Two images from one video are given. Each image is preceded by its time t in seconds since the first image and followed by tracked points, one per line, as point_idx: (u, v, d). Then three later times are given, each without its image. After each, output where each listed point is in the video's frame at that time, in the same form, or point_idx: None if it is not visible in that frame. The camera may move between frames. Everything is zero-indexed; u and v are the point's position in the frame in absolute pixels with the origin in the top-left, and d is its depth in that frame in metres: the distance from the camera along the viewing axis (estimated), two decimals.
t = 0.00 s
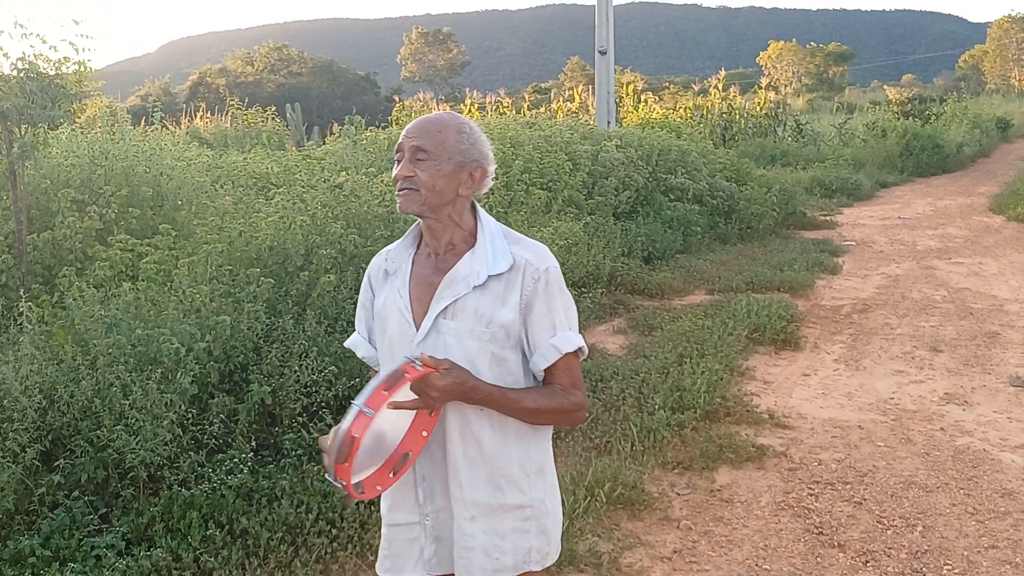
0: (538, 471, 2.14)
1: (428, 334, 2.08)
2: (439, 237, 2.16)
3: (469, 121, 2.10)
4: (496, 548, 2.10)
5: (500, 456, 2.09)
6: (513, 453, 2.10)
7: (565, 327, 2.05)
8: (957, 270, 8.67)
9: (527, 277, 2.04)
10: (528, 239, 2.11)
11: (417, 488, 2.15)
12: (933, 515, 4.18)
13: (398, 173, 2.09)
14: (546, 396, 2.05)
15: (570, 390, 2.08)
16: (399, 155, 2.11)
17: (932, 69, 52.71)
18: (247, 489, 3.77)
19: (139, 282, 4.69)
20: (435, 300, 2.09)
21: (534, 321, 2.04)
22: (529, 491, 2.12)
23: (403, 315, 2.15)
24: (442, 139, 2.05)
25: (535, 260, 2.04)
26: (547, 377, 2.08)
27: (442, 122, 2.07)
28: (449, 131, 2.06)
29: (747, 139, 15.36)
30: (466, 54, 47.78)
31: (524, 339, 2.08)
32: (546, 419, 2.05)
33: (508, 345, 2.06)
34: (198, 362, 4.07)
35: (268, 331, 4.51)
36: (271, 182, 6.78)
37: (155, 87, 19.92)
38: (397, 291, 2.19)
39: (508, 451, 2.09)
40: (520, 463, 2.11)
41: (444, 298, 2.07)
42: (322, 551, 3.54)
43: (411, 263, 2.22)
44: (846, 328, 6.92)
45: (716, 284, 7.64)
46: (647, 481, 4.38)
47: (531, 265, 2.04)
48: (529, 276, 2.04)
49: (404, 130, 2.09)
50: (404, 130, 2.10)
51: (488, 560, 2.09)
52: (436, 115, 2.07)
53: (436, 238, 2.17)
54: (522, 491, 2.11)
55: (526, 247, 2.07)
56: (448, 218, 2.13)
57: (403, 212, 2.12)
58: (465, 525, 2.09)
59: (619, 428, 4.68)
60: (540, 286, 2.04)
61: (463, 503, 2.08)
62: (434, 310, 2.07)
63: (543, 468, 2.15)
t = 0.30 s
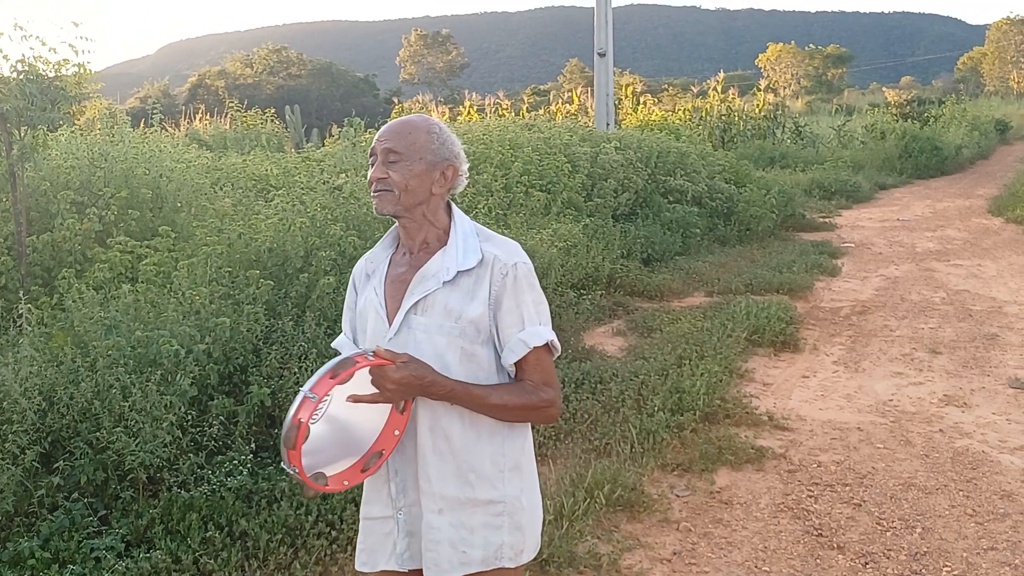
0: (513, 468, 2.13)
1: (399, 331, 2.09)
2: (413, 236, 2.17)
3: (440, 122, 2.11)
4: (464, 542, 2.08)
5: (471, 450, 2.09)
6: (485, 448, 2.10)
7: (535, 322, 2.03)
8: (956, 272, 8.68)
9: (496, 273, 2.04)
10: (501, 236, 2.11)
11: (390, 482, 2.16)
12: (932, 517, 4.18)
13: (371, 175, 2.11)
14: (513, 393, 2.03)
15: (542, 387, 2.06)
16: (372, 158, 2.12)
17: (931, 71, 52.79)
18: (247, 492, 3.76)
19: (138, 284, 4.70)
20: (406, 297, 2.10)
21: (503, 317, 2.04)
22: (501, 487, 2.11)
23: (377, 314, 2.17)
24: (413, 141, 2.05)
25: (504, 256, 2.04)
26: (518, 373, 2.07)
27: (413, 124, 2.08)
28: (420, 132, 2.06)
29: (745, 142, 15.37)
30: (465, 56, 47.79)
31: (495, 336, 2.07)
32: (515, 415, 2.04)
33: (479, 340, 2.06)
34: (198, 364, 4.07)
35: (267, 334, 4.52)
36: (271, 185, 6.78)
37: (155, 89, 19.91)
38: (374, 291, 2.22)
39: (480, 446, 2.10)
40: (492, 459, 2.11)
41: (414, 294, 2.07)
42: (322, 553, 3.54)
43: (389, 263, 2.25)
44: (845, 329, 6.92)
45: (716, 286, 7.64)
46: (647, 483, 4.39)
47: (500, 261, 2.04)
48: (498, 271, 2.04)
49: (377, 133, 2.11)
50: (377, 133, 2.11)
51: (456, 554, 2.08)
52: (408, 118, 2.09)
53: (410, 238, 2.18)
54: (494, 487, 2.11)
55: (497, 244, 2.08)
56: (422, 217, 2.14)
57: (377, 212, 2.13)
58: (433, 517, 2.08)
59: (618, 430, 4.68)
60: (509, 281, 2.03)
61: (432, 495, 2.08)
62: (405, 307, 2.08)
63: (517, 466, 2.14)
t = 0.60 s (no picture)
0: (513, 476, 2.13)
1: (393, 347, 2.08)
2: (407, 249, 2.15)
3: (430, 132, 2.08)
4: (469, 555, 2.09)
5: (469, 463, 2.09)
6: (484, 460, 2.10)
7: (530, 335, 2.03)
8: (956, 271, 8.68)
9: (490, 286, 2.03)
10: (493, 248, 2.10)
11: (385, 497, 2.16)
12: (932, 516, 4.18)
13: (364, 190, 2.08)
14: (510, 405, 2.03)
15: (539, 398, 2.06)
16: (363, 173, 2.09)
17: (931, 71, 52.79)
18: (246, 490, 3.76)
19: (138, 283, 4.69)
20: (399, 313, 2.08)
21: (499, 331, 2.03)
22: (502, 497, 2.11)
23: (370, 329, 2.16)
24: (406, 154, 2.03)
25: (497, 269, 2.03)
26: (514, 385, 2.06)
27: (404, 136, 2.05)
28: (412, 144, 2.04)
29: (745, 141, 15.38)
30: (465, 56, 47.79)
31: (490, 349, 2.06)
32: (514, 427, 2.03)
33: (474, 355, 2.05)
34: (197, 363, 4.06)
35: (267, 333, 4.51)
36: (270, 184, 6.78)
37: (154, 89, 19.91)
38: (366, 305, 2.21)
39: (479, 458, 2.09)
40: (491, 470, 2.10)
41: (408, 310, 2.06)
42: (321, 551, 3.53)
43: (381, 275, 2.23)
44: (844, 329, 6.92)
45: (715, 285, 7.64)
46: (647, 482, 4.38)
47: (493, 275, 2.03)
48: (492, 285, 2.03)
49: (368, 146, 2.07)
50: (367, 146, 2.08)
51: (462, 566, 2.09)
52: (400, 129, 2.06)
53: (403, 251, 2.16)
54: (495, 498, 2.10)
55: (490, 257, 2.07)
56: (416, 230, 2.12)
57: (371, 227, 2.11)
58: (436, 532, 2.08)
59: (618, 429, 4.68)
60: (503, 294, 2.02)
61: (433, 511, 2.08)
62: (399, 323, 2.07)
63: (517, 475, 2.14)
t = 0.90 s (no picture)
0: (522, 479, 2.12)
1: (403, 346, 2.06)
2: (415, 244, 2.14)
3: (437, 123, 2.07)
4: (478, 559, 2.08)
5: (481, 467, 2.07)
6: (495, 463, 2.09)
7: (545, 335, 2.03)
8: (956, 269, 8.67)
9: (506, 284, 2.02)
10: (505, 244, 2.09)
11: (394, 500, 2.13)
12: (932, 513, 4.18)
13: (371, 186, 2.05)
14: (524, 408, 2.02)
15: (551, 399, 2.06)
16: (370, 167, 2.06)
17: (931, 70, 52.76)
18: (247, 489, 3.75)
19: (137, 282, 4.69)
20: (410, 311, 2.06)
21: (513, 331, 2.02)
22: (512, 501, 2.10)
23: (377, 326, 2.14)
24: (416, 148, 2.01)
25: (512, 267, 2.02)
26: (527, 386, 2.06)
27: (413, 129, 2.03)
28: (422, 137, 2.02)
29: (745, 140, 15.37)
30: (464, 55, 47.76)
31: (504, 349, 2.05)
32: (528, 430, 2.03)
33: (488, 354, 2.04)
34: (197, 362, 4.06)
35: (267, 331, 4.51)
36: (269, 183, 6.78)
37: (153, 89, 19.89)
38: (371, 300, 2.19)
39: (490, 461, 2.08)
40: (501, 472, 2.09)
41: (420, 308, 2.04)
42: (322, 550, 3.53)
43: (386, 269, 2.22)
44: (845, 327, 6.92)
45: (715, 284, 7.64)
46: (647, 480, 4.38)
47: (509, 272, 2.02)
48: (508, 283, 2.02)
49: (374, 139, 2.04)
50: (373, 139, 2.05)
51: (471, 571, 2.07)
52: (407, 121, 2.04)
53: (411, 245, 2.15)
54: (505, 501, 2.10)
55: (503, 253, 2.06)
56: (425, 225, 2.11)
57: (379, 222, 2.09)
58: (446, 536, 2.07)
59: (618, 427, 4.68)
60: (518, 293, 2.02)
61: (444, 515, 2.06)
62: (410, 322, 2.05)
63: (526, 477, 2.14)
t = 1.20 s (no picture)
0: (531, 484, 2.09)
1: (411, 347, 2.02)
2: (425, 242, 2.10)
3: (450, 119, 2.00)
4: (487, 566, 2.04)
5: (490, 473, 2.03)
6: (505, 469, 2.05)
7: (558, 338, 2.00)
8: (955, 268, 8.67)
9: (519, 286, 1.98)
10: (517, 243, 2.05)
11: (396, 510, 2.07)
12: (931, 511, 4.18)
13: (382, 184, 2.00)
14: (538, 413, 2.00)
15: (562, 403, 2.04)
16: (380, 165, 2.01)
17: (929, 69, 52.76)
18: (246, 488, 3.76)
19: (136, 281, 4.69)
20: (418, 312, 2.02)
21: (526, 333, 1.99)
22: (521, 506, 2.07)
23: (383, 325, 2.10)
24: (428, 146, 1.95)
25: (525, 268, 1.98)
26: (539, 390, 2.04)
27: (425, 126, 1.97)
28: (435, 134, 1.96)
29: (744, 139, 15.38)
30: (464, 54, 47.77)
31: (516, 351, 2.02)
32: (542, 436, 2.01)
33: (499, 356, 2.00)
34: (196, 360, 4.06)
35: (267, 330, 4.51)
36: (269, 182, 6.78)
37: (153, 88, 19.90)
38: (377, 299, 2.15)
39: (499, 467, 2.04)
40: (511, 478, 2.05)
41: (429, 309, 2.00)
42: (321, 548, 3.54)
43: (393, 267, 2.17)
44: (844, 325, 6.92)
45: (715, 282, 7.63)
46: (647, 478, 4.38)
47: (522, 273, 1.98)
48: (521, 284, 1.98)
49: (384, 137, 1.98)
50: (383, 136, 1.99)
51: None
52: (419, 118, 1.97)
53: (421, 244, 2.10)
54: (514, 507, 2.06)
55: (516, 253, 2.02)
56: (435, 224, 2.06)
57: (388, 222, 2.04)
58: (455, 545, 2.02)
59: (617, 426, 4.68)
60: (532, 295, 1.98)
61: (453, 523, 2.01)
62: (418, 323, 2.00)
63: (534, 481, 2.10)
